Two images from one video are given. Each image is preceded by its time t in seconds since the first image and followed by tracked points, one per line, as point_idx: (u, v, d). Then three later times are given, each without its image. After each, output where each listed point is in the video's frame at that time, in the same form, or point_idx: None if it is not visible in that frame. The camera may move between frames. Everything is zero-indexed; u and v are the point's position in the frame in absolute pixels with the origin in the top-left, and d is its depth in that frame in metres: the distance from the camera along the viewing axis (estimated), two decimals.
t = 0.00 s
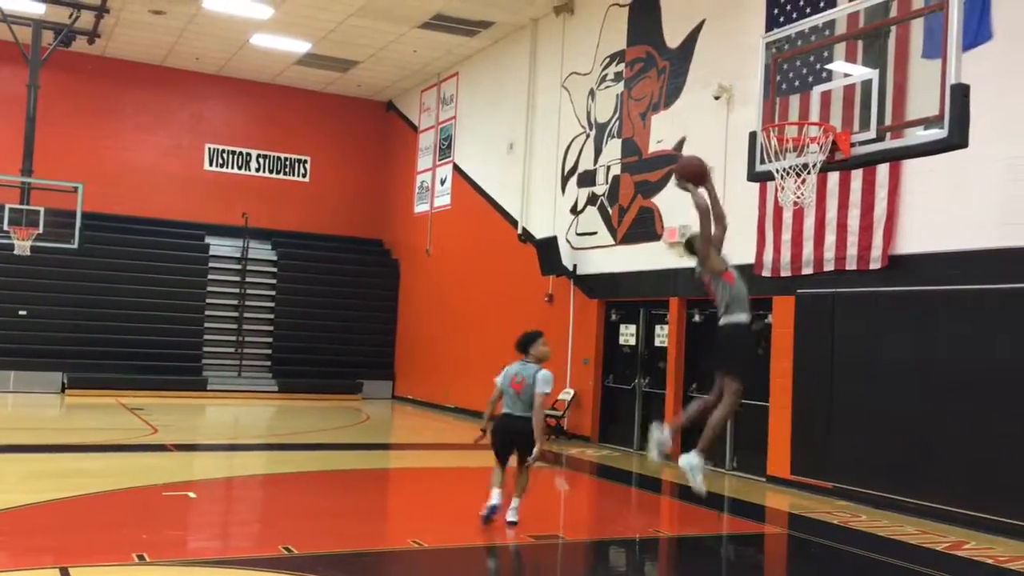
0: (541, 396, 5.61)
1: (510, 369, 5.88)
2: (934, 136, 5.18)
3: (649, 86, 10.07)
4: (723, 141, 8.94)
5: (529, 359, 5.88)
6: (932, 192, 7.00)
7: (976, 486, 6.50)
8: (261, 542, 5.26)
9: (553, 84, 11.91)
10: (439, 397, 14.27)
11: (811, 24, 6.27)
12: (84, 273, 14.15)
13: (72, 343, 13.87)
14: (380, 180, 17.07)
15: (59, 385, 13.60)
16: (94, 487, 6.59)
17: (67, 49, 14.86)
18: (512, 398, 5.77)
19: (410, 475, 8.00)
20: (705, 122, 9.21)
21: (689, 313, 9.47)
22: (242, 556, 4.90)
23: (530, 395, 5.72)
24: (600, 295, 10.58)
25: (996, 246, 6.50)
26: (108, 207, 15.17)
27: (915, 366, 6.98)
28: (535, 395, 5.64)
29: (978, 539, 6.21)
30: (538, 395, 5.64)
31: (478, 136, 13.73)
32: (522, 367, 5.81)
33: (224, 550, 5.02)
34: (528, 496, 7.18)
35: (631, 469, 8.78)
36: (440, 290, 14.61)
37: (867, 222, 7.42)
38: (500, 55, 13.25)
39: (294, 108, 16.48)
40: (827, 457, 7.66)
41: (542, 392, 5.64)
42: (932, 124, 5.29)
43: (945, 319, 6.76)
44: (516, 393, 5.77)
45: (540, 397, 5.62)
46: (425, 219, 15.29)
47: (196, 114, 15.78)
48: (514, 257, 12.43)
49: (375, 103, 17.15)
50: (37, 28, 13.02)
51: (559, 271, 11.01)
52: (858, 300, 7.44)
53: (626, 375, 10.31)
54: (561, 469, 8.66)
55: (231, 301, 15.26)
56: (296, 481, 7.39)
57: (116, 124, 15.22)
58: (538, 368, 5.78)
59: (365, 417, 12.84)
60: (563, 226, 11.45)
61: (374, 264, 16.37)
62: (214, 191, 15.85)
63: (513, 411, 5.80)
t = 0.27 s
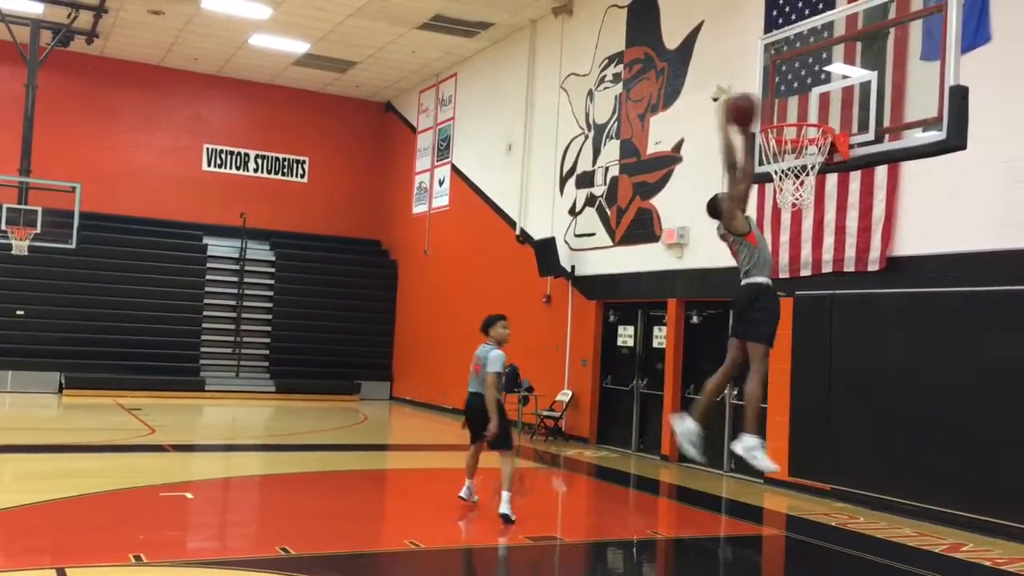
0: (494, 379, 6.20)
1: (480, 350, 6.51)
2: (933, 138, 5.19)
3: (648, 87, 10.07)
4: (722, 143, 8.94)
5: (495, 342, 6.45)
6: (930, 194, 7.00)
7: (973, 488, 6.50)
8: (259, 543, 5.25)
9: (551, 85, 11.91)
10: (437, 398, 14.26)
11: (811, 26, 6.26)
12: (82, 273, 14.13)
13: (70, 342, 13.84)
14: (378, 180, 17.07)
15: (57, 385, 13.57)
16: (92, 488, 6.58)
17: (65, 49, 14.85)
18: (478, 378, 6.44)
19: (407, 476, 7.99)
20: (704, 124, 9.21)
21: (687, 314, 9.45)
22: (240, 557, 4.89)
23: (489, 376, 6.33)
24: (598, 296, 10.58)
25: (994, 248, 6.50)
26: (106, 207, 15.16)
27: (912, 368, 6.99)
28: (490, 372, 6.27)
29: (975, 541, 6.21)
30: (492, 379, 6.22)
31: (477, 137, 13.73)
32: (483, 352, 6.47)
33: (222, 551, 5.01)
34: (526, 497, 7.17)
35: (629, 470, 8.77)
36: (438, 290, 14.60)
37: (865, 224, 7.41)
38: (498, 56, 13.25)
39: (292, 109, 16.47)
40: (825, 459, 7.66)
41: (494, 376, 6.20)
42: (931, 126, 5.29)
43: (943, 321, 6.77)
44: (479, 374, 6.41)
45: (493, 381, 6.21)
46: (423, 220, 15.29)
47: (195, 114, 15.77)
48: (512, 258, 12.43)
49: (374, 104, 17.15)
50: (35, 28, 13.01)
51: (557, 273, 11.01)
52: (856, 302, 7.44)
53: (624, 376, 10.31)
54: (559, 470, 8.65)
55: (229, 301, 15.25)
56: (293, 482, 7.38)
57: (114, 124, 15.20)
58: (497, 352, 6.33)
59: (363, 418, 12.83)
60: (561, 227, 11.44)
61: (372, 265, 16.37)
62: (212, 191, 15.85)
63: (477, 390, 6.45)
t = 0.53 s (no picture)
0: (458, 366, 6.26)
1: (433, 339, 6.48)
2: (932, 140, 5.24)
3: (646, 89, 10.07)
4: (720, 145, 8.95)
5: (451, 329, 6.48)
6: (929, 195, 7.01)
7: (973, 489, 6.50)
8: (257, 544, 5.24)
9: (550, 87, 11.92)
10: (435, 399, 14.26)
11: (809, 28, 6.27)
12: (80, 274, 14.11)
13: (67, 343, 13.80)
14: (377, 181, 17.08)
15: (55, 387, 13.48)
16: (89, 488, 6.57)
17: (64, 49, 14.85)
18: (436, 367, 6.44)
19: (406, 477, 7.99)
20: (702, 125, 9.21)
21: (686, 315, 9.46)
22: (238, 558, 4.88)
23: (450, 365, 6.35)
24: (597, 298, 10.57)
25: (991, 249, 6.51)
26: (105, 208, 15.15)
27: (911, 369, 6.99)
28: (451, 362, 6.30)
29: (974, 543, 6.21)
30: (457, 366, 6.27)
31: (475, 138, 13.73)
32: (441, 340, 6.45)
33: (220, 552, 5.00)
34: (524, 498, 7.17)
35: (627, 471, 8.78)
36: (437, 291, 14.60)
37: (864, 226, 7.40)
38: (497, 58, 13.24)
39: (291, 110, 16.47)
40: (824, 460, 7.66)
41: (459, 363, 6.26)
42: (930, 128, 5.32)
43: (942, 322, 6.77)
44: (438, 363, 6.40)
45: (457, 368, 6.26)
46: (422, 221, 15.28)
47: (193, 115, 15.77)
48: (511, 259, 12.43)
49: (373, 105, 17.15)
50: (34, 28, 13.00)
51: (555, 274, 11.00)
52: (854, 303, 7.44)
53: (623, 377, 10.31)
54: (557, 471, 8.65)
55: (228, 302, 15.24)
56: (292, 483, 7.38)
57: (113, 124, 15.20)
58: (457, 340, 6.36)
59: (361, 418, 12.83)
60: (560, 228, 11.44)
61: (370, 266, 16.37)
62: (210, 192, 15.84)
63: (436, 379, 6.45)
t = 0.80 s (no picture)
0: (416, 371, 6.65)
1: (380, 354, 6.80)
2: (928, 140, 5.31)
3: (642, 90, 10.07)
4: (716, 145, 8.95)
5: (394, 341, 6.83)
6: (923, 195, 7.02)
7: (967, 489, 6.51)
8: (252, 545, 5.24)
9: (545, 87, 11.92)
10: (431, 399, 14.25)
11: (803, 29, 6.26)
12: (74, 274, 14.08)
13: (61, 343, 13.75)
14: (372, 181, 17.06)
15: (50, 387, 13.35)
16: (83, 489, 6.56)
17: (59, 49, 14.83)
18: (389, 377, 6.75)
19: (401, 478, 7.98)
20: (698, 126, 9.21)
21: (681, 316, 9.47)
22: (233, 559, 4.88)
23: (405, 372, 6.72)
24: (592, 298, 10.57)
25: (985, 250, 6.52)
26: (100, 209, 15.13)
27: (905, 369, 7.00)
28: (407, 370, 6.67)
29: (968, 543, 6.22)
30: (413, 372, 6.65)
31: (471, 139, 13.72)
32: (389, 353, 6.78)
33: (215, 553, 5.00)
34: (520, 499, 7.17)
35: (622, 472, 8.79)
36: (432, 291, 14.60)
37: (859, 226, 7.40)
38: (493, 58, 13.24)
39: (286, 110, 16.45)
40: (819, 461, 7.67)
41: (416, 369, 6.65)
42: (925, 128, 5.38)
43: (937, 323, 6.79)
44: (391, 375, 6.73)
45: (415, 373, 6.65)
46: (417, 221, 15.27)
47: (188, 115, 15.75)
48: (506, 259, 12.43)
49: (368, 105, 17.14)
50: (28, 29, 12.96)
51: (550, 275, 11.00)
52: (849, 303, 7.45)
53: (618, 378, 10.31)
54: (553, 472, 8.65)
55: (223, 303, 15.23)
56: (286, 483, 7.37)
57: (107, 124, 15.17)
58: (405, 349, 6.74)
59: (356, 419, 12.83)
60: (555, 229, 11.44)
61: (366, 266, 16.36)
62: (205, 192, 15.82)
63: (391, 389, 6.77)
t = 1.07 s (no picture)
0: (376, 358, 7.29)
1: (339, 342, 7.08)
2: (920, 140, 5.32)
3: (635, 90, 10.07)
4: (708, 145, 8.97)
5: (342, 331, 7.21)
6: (915, 196, 7.05)
7: (960, 489, 6.53)
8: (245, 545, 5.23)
9: (539, 87, 11.92)
10: (424, 399, 14.24)
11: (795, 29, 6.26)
12: (65, 273, 14.03)
13: (52, 343, 13.71)
14: (365, 181, 17.04)
15: (40, 388, 13.30)
16: (75, 490, 6.54)
17: (50, 48, 14.78)
18: (348, 366, 7.14)
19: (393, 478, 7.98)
20: (690, 125, 9.22)
21: (674, 315, 9.48)
22: (224, 559, 4.87)
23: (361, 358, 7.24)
24: (586, 298, 10.57)
25: (975, 250, 6.55)
26: (91, 208, 15.09)
27: (898, 368, 7.01)
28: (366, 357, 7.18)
29: (960, 542, 6.24)
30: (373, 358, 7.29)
31: (464, 138, 13.72)
32: (344, 342, 7.10)
33: (207, 553, 4.99)
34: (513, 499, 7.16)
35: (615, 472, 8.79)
36: (425, 291, 14.59)
37: (852, 226, 7.41)
38: (485, 58, 13.24)
39: (279, 109, 16.43)
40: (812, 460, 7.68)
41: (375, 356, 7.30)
42: (917, 128, 5.42)
43: (930, 322, 6.80)
44: (351, 361, 7.12)
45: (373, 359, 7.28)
46: (410, 221, 15.26)
47: (180, 114, 15.71)
48: (499, 259, 12.42)
49: (362, 104, 17.11)
50: (19, 27, 12.92)
51: (544, 274, 11.00)
52: (843, 303, 7.47)
53: (611, 378, 10.32)
54: (546, 471, 8.65)
55: (215, 302, 15.19)
56: (279, 483, 7.36)
57: (99, 123, 15.13)
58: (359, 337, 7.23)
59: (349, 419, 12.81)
60: (548, 228, 11.44)
61: (359, 266, 16.33)
62: (197, 192, 15.79)
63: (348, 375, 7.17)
